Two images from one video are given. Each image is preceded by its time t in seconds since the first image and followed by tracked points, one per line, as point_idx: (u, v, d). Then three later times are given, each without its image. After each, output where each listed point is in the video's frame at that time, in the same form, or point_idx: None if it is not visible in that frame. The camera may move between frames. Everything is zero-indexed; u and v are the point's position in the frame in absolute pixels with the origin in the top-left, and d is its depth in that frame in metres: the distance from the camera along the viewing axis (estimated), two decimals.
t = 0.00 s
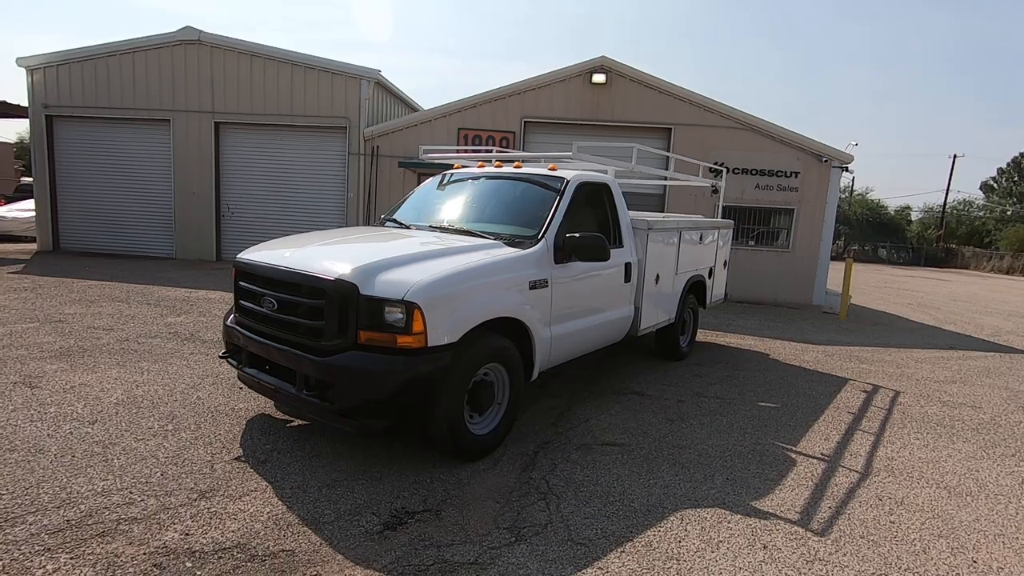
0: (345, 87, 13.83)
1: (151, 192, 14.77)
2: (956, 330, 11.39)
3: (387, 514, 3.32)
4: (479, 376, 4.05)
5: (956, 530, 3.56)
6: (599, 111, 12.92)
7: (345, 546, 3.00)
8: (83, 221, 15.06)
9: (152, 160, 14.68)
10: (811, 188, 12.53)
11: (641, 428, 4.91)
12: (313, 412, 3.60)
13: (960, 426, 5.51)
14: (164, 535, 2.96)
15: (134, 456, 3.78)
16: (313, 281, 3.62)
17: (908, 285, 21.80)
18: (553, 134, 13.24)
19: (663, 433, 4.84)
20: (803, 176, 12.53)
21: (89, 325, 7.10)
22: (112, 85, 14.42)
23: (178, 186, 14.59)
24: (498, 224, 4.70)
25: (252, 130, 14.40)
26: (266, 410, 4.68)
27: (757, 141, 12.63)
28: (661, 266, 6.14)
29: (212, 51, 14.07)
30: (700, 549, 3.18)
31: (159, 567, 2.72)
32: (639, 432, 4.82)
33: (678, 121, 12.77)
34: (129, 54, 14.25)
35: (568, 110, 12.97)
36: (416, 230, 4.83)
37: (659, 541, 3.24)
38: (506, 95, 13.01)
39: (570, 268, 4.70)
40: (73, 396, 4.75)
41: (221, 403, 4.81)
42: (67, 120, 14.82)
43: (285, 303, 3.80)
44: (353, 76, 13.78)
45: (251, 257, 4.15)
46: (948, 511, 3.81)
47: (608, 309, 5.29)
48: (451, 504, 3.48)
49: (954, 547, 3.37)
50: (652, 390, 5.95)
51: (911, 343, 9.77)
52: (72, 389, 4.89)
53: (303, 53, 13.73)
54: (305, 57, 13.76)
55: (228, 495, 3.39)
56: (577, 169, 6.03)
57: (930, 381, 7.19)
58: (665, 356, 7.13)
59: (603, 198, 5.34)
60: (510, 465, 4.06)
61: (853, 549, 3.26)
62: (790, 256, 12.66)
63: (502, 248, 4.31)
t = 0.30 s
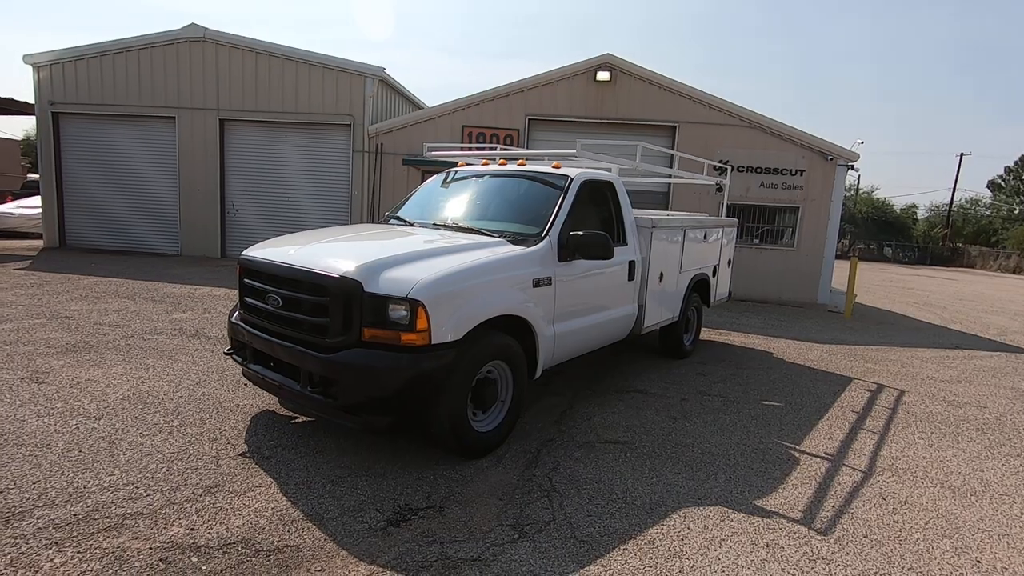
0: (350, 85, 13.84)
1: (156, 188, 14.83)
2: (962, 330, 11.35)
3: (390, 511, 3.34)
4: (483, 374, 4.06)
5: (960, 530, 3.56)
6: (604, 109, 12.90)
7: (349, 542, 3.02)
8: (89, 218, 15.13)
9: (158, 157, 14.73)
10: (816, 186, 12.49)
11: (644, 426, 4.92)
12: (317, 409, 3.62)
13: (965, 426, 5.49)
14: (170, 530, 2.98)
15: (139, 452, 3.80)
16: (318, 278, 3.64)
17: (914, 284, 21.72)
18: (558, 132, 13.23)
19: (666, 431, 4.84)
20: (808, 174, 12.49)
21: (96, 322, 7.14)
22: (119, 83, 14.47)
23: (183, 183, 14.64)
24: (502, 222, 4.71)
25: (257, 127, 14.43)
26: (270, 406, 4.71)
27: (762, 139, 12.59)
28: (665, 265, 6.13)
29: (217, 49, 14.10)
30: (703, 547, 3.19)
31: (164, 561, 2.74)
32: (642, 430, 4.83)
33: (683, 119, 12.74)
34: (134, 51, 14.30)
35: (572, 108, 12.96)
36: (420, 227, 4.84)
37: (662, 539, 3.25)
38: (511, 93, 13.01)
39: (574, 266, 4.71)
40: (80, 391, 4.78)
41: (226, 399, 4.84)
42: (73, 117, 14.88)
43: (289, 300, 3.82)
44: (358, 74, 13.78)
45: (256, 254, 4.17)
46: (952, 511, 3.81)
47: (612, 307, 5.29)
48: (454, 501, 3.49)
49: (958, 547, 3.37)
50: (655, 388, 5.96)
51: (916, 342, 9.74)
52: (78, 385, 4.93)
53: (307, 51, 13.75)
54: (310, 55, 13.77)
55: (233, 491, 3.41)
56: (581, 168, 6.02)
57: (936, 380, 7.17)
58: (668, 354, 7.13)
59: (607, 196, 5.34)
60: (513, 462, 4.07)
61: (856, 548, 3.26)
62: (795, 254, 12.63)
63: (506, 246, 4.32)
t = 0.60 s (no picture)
0: (355, 85, 13.87)
1: (162, 188, 14.90)
2: (969, 329, 11.29)
3: (395, 509, 3.36)
4: (487, 373, 4.07)
5: (966, 531, 3.55)
6: (608, 108, 12.89)
7: (354, 540, 3.04)
8: (96, 217, 15.22)
9: (164, 157, 14.80)
10: (821, 185, 12.45)
11: (648, 426, 4.92)
12: (322, 407, 3.64)
13: (971, 426, 5.47)
14: (176, 528, 3.00)
15: (146, 451, 3.83)
16: (322, 278, 3.66)
17: (921, 283, 21.62)
18: (562, 131, 13.22)
19: (671, 431, 4.84)
20: (813, 173, 12.45)
21: (103, 321, 7.19)
22: (125, 83, 14.55)
23: (189, 183, 14.70)
24: (506, 221, 4.72)
25: (263, 127, 14.48)
26: (276, 405, 4.73)
27: (767, 138, 12.56)
28: (669, 264, 6.13)
29: (222, 49, 14.15)
30: (707, 547, 3.20)
31: (171, 559, 2.76)
32: (646, 430, 4.83)
33: (687, 118, 12.72)
34: (140, 52, 14.37)
35: (577, 107, 12.96)
36: (425, 227, 4.86)
37: (665, 538, 3.26)
38: (515, 92, 13.01)
39: (578, 266, 4.72)
40: (87, 390, 4.82)
41: (232, 398, 4.87)
42: (80, 118, 14.97)
43: (294, 300, 3.84)
44: (362, 74, 13.81)
45: (261, 254, 4.19)
46: (958, 511, 3.80)
47: (616, 307, 5.29)
48: (458, 500, 3.51)
49: (964, 548, 3.36)
50: (659, 387, 5.96)
51: (923, 342, 9.69)
52: (86, 384, 4.96)
53: (312, 51, 13.78)
54: (315, 55, 13.81)
55: (239, 489, 3.43)
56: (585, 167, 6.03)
57: (942, 380, 7.15)
58: (673, 354, 7.12)
59: (610, 195, 5.35)
60: (517, 461, 4.09)
61: (861, 549, 3.26)
62: (800, 253, 12.60)
63: (510, 246, 4.33)
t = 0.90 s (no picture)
0: (358, 86, 13.91)
1: (167, 190, 14.96)
2: (974, 329, 11.24)
3: (398, 509, 3.37)
4: (489, 373, 4.08)
5: (971, 530, 3.54)
6: (611, 108, 12.89)
7: (357, 539, 3.05)
8: (101, 219, 15.30)
9: (168, 159, 14.86)
10: (826, 184, 12.42)
11: (652, 426, 4.92)
12: (325, 407, 3.66)
13: (977, 425, 5.46)
14: (181, 528, 3.02)
15: (151, 450, 3.85)
16: (326, 278, 3.68)
17: (926, 282, 21.54)
18: (565, 131, 13.22)
19: (674, 430, 4.84)
20: (817, 172, 12.42)
21: (108, 322, 7.23)
22: (130, 85, 14.62)
23: (194, 184, 14.76)
24: (509, 221, 4.73)
25: (267, 128, 14.53)
26: (280, 405, 4.75)
27: (771, 137, 12.54)
28: (673, 263, 6.13)
29: (226, 51, 14.21)
30: (710, 546, 3.20)
31: (176, 558, 2.78)
32: (649, 429, 4.83)
33: (690, 117, 12.71)
34: (145, 55, 14.44)
35: (580, 107, 12.96)
36: (427, 227, 4.87)
37: (668, 538, 3.26)
38: (518, 92, 13.02)
39: (580, 266, 4.72)
40: (92, 391, 4.85)
41: (236, 398, 4.89)
42: (85, 120, 15.05)
43: (298, 300, 3.86)
44: (366, 74, 13.84)
45: (265, 255, 4.21)
46: (963, 511, 3.79)
47: (619, 306, 5.30)
48: (461, 499, 3.52)
49: (969, 548, 3.35)
50: (663, 387, 5.96)
51: (928, 341, 9.66)
52: (91, 384, 5.00)
53: (316, 52, 13.82)
54: (318, 56, 13.85)
55: (243, 488, 3.45)
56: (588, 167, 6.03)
57: (948, 380, 7.12)
58: (676, 354, 7.11)
59: (613, 195, 5.36)
60: (520, 461, 4.09)
61: (865, 548, 3.26)
62: (804, 253, 12.57)
63: (512, 246, 4.33)
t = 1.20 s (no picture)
0: (360, 87, 13.94)
1: (170, 192, 15.01)
2: (978, 328, 11.22)
3: (401, 509, 3.38)
4: (492, 374, 4.08)
5: (974, 530, 3.54)
6: (613, 109, 12.90)
7: (360, 540, 3.06)
8: (105, 221, 15.35)
9: (171, 161, 14.91)
10: (828, 184, 12.40)
11: (654, 426, 4.92)
12: (328, 408, 3.67)
13: (981, 425, 5.45)
14: (185, 529, 3.03)
15: (155, 451, 3.87)
16: (328, 280, 3.69)
17: (930, 281, 21.48)
18: (567, 132, 13.23)
19: (676, 431, 4.85)
20: (819, 171, 12.40)
21: (113, 324, 7.26)
22: (133, 88, 14.67)
23: (196, 186, 14.80)
24: (511, 222, 4.74)
25: (269, 130, 14.56)
26: (283, 406, 4.77)
27: (773, 137, 12.53)
28: (675, 264, 6.13)
29: (229, 54, 14.25)
30: (712, 546, 3.20)
31: (180, 559, 2.79)
32: (651, 430, 4.84)
33: (692, 117, 12.71)
34: (148, 57, 14.50)
35: (582, 108, 12.97)
36: (430, 229, 4.88)
37: (671, 538, 3.27)
38: (520, 93, 13.03)
39: (582, 266, 4.73)
40: (97, 392, 4.87)
41: (240, 399, 4.91)
42: (89, 123, 15.11)
43: (301, 302, 3.88)
44: (368, 76, 13.87)
45: (268, 256, 4.23)
46: (967, 511, 3.79)
47: (621, 307, 5.30)
48: (464, 500, 3.53)
49: (972, 548, 3.35)
50: (665, 387, 5.96)
51: (932, 341, 9.63)
52: (96, 386, 5.02)
53: (318, 54, 13.86)
54: (320, 58, 13.88)
55: (247, 489, 3.47)
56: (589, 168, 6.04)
57: (951, 380, 7.11)
58: (679, 354, 7.12)
59: (615, 196, 5.36)
60: (522, 462, 4.10)
61: (868, 549, 3.25)
62: (807, 253, 12.56)
63: (514, 247, 4.34)
